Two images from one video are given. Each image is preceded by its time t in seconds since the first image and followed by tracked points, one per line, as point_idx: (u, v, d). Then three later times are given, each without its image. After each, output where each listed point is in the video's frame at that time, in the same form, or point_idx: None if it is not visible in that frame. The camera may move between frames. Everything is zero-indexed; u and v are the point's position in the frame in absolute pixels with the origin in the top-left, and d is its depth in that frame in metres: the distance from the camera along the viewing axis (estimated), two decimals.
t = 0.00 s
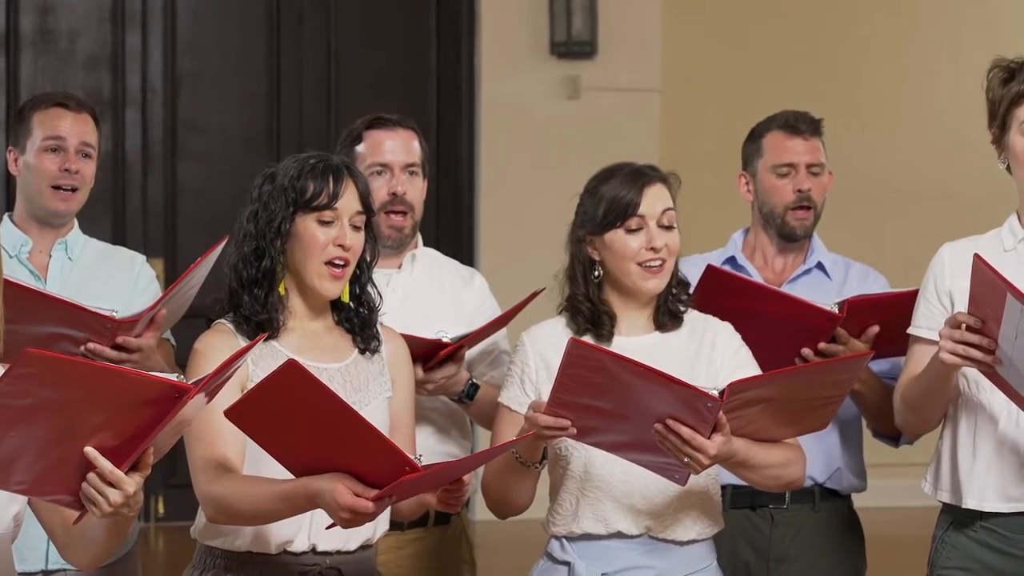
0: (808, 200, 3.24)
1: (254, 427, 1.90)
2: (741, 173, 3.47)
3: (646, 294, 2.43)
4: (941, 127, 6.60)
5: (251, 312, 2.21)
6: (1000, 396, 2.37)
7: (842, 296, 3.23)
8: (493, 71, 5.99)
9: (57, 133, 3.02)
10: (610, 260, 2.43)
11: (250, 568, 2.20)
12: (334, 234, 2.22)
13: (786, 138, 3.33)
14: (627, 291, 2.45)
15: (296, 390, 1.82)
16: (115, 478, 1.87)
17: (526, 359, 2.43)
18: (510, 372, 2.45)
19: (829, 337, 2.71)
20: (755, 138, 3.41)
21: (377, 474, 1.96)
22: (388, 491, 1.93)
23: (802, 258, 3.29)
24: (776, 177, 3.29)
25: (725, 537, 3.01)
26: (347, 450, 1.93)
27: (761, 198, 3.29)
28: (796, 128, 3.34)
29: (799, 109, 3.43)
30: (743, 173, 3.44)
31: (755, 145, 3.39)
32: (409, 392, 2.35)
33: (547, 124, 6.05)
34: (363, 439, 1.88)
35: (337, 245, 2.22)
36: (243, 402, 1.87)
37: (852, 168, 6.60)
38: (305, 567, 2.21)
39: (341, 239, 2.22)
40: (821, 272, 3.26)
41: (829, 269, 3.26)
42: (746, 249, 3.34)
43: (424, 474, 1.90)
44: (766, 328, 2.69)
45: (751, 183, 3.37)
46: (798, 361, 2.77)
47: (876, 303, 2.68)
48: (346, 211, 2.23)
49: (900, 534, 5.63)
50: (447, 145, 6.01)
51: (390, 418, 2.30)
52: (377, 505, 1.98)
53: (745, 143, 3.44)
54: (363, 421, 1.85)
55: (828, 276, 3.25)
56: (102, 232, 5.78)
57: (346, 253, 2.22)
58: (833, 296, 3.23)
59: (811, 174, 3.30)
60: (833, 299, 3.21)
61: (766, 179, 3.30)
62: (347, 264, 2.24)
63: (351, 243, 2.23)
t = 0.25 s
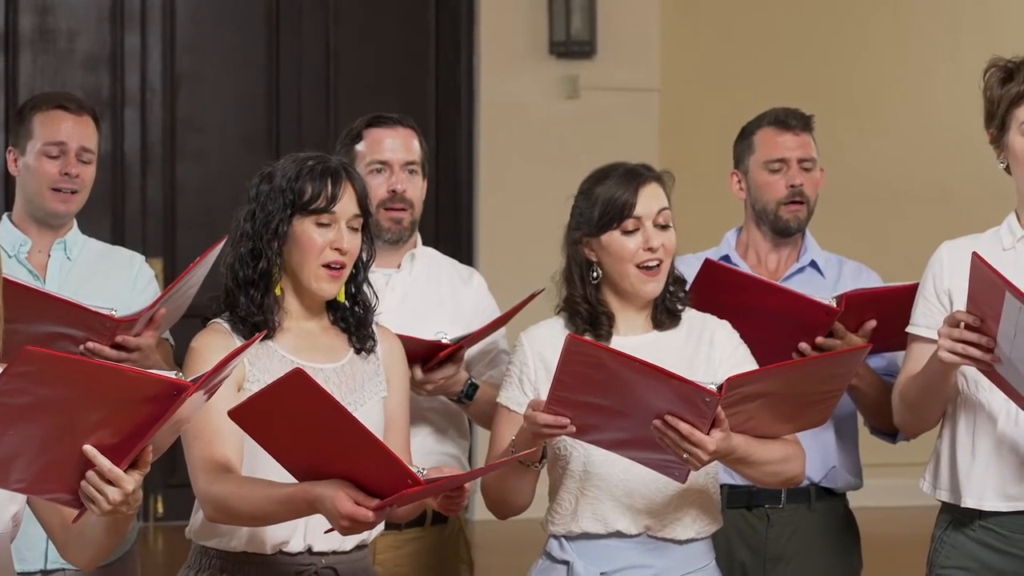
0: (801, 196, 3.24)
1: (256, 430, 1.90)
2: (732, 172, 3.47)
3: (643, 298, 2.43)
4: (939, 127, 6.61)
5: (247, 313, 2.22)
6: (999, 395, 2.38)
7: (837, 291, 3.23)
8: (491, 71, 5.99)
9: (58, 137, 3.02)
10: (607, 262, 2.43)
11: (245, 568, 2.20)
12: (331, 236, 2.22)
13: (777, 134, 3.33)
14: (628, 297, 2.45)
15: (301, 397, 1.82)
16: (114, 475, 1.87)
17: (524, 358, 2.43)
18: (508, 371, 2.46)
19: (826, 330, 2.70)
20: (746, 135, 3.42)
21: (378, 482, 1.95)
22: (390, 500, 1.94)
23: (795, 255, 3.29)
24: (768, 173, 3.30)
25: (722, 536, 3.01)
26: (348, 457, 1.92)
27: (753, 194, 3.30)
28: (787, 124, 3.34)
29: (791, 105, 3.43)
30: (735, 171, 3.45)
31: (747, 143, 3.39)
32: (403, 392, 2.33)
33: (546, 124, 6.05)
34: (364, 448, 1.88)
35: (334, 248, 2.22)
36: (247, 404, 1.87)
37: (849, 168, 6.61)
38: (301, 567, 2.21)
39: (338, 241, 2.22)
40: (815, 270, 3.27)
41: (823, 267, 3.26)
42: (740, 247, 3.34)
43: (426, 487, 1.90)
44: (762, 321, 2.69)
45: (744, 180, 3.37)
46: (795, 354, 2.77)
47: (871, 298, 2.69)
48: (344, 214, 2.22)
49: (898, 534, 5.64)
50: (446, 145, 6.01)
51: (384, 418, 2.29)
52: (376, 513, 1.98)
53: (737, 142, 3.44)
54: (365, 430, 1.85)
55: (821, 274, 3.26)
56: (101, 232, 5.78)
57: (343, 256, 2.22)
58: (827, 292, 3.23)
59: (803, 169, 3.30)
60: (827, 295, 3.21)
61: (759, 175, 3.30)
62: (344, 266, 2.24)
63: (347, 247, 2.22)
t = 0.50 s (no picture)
0: (795, 202, 3.24)
1: (255, 437, 1.89)
2: (729, 173, 3.47)
3: (639, 295, 2.43)
4: (939, 127, 6.61)
5: (243, 316, 2.22)
6: (998, 395, 2.38)
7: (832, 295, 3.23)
8: (491, 71, 5.99)
9: (59, 145, 3.01)
10: (604, 262, 2.44)
11: (242, 569, 2.20)
12: (327, 239, 2.22)
13: (776, 137, 3.34)
14: (622, 293, 2.45)
15: (303, 407, 1.82)
16: (113, 475, 1.88)
17: (522, 359, 2.44)
18: (506, 372, 2.46)
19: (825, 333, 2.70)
20: (745, 136, 3.42)
21: (377, 495, 1.95)
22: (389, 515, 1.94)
23: (790, 258, 3.28)
24: (764, 176, 3.31)
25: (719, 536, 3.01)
26: (347, 469, 1.92)
27: (749, 196, 3.30)
28: (786, 128, 3.35)
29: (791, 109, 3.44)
30: (732, 171, 3.45)
31: (744, 143, 3.40)
32: (398, 392, 2.35)
33: (545, 124, 6.05)
34: (364, 461, 1.88)
35: (329, 251, 2.22)
36: (248, 410, 1.87)
37: (849, 168, 6.61)
38: (298, 568, 2.21)
39: (334, 244, 2.22)
40: (810, 271, 3.27)
41: (818, 268, 3.26)
42: (734, 248, 3.34)
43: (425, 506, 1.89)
44: (760, 321, 2.69)
45: (741, 181, 3.38)
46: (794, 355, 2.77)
47: (869, 299, 2.70)
48: (340, 217, 2.22)
49: (897, 534, 5.64)
50: (446, 145, 6.01)
51: (381, 417, 2.31)
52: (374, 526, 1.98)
53: (736, 141, 3.45)
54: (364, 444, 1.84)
55: (816, 275, 3.26)
56: (100, 232, 5.79)
57: (339, 259, 2.22)
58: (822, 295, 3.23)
59: (799, 174, 3.31)
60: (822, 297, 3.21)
61: (755, 179, 3.31)
62: (340, 269, 2.23)
63: (343, 250, 2.23)
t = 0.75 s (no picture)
0: (793, 205, 3.24)
1: (254, 441, 1.89)
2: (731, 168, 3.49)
3: (639, 295, 2.43)
4: (939, 126, 6.60)
5: (240, 318, 2.21)
6: (996, 397, 2.37)
7: (827, 299, 3.22)
8: (490, 70, 5.99)
9: (57, 144, 3.01)
10: (601, 261, 2.43)
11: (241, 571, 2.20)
12: (323, 240, 2.21)
13: (779, 140, 3.33)
14: (620, 291, 2.45)
15: (304, 412, 1.82)
16: (111, 478, 1.87)
17: (520, 360, 2.43)
18: (505, 373, 2.46)
19: (825, 339, 2.70)
20: (748, 134, 3.42)
21: (376, 501, 1.95)
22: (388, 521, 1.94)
23: (786, 258, 3.28)
24: (764, 178, 3.30)
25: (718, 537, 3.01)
26: (346, 474, 1.92)
27: (747, 196, 3.30)
28: (789, 132, 3.34)
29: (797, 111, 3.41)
30: (732, 168, 3.45)
31: (748, 141, 3.40)
32: (395, 391, 2.36)
33: (545, 124, 6.05)
34: (363, 467, 1.88)
35: (326, 253, 2.21)
36: (247, 414, 1.86)
37: (849, 167, 6.60)
38: (297, 569, 2.21)
39: (331, 246, 2.22)
40: (806, 271, 3.25)
41: (814, 268, 3.25)
42: (730, 247, 3.33)
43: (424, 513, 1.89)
44: (758, 326, 2.69)
45: (740, 179, 3.37)
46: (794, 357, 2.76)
47: (868, 304, 2.69)
48: (337, 218, 2.22)
49: (898, 533, 5.64)
50: (445, 145, 6.01)
51: (377, 416, 2.31)
52: (371, 533, 1.98)
53: (738, 138, 3.44)
54: (362, 450, 1.84)
55: (813, 275, 3.25)
56: (100, 233, 5.78)
57: (336, 260, 2.22)
58: (817, 297, 3.22)
59: (799, 179, 3.30)
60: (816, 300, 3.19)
61: (755, 180, 3.30)
62: (336, 271, 2.23)
63: (340, 251, 2.22)
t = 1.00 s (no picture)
0: (801, 206, 3.26)
1: (255, 442, 1.89)
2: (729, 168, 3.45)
3: (637, 287, 2.43)
4: (938, 127, 6.61)
5: (236, 321, 2.21)
6: (996, 399, 2.37)
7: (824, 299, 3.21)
8: (489, 70, 5.99)
9: (54, 141, 3.01)
10: (598, 259, 2.44)
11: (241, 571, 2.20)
12: (317, 239, 2.21)
13: (787, 140, 3.34)
14: (618, 290, 2.45)
15: (305, 412, 1.82)
16: (111, 477, 1.87)
17: (520, 359, 2.43)
18: (503, 372, 2.46)
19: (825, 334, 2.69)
20: (751, 133, 3.41)
21: (378, 499, 1.96)
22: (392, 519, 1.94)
23: (782, 258, 3.29)
24: (773, 178, 3.30)
25: (717, 537, 3.01)
26: (348, 473, 1.92)
27: (751, 195, 3.30)
28: (798, 134, 3.37)
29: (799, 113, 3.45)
30: (733, 168, 3.43)
31: (752, 141, 3.39)
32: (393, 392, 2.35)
33: (544, 124, 6.05)
34: (365, 465, 1.88)
35: (320, 251, 2.22)
36: (247, 416, 1.86)
37: (848, 167, 6.61)
38: (298, 570, 2.21)
39: (325, 244, 2.21)
40: (803, 272, 3.26)
41: (810, 268, 3.25)
42: (726, 247, 3.32)
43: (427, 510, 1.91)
44: (757, 323, 2.70)
45: (743, 179, 3.35)
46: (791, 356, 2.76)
47: (868, 301, 2.70)
48: (329, 216, 2.22)
49: (897, 534, 5.64)
50: (444, 145, 6.01)
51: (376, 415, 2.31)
52: (375, 531, 1.99)
53: (740, 138, 3.43)
54: (364, 447, 1.85)
55: (809, 276, 3.25)
56: (99, 232, 5.78)
57: (331, 257, 2.22)
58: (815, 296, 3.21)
59: (806, 180, 3.31)
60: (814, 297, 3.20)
61: (762, 179, 3.30)
62: (333, 267, 2.23)
63: (334, 249, 2.22)
